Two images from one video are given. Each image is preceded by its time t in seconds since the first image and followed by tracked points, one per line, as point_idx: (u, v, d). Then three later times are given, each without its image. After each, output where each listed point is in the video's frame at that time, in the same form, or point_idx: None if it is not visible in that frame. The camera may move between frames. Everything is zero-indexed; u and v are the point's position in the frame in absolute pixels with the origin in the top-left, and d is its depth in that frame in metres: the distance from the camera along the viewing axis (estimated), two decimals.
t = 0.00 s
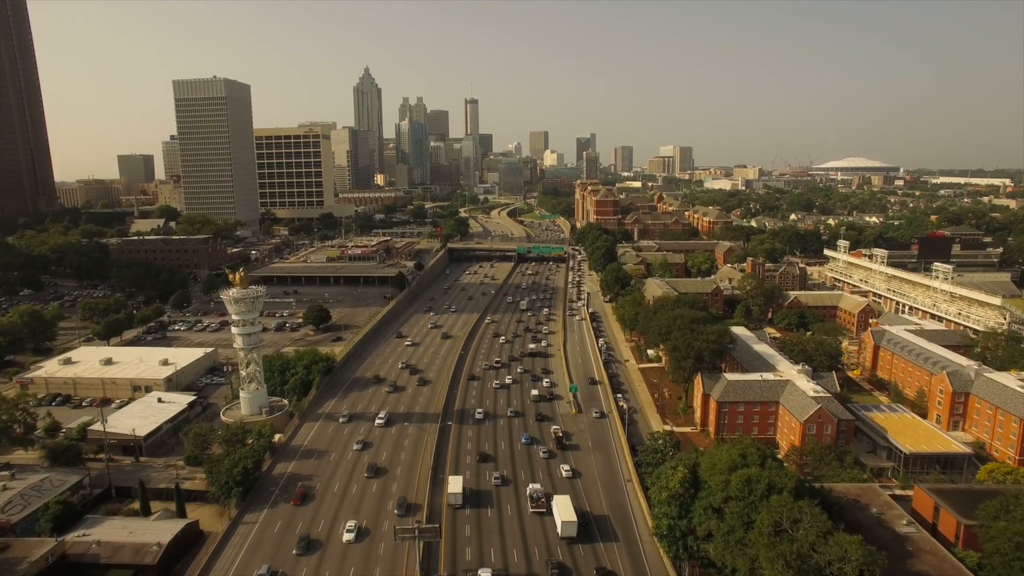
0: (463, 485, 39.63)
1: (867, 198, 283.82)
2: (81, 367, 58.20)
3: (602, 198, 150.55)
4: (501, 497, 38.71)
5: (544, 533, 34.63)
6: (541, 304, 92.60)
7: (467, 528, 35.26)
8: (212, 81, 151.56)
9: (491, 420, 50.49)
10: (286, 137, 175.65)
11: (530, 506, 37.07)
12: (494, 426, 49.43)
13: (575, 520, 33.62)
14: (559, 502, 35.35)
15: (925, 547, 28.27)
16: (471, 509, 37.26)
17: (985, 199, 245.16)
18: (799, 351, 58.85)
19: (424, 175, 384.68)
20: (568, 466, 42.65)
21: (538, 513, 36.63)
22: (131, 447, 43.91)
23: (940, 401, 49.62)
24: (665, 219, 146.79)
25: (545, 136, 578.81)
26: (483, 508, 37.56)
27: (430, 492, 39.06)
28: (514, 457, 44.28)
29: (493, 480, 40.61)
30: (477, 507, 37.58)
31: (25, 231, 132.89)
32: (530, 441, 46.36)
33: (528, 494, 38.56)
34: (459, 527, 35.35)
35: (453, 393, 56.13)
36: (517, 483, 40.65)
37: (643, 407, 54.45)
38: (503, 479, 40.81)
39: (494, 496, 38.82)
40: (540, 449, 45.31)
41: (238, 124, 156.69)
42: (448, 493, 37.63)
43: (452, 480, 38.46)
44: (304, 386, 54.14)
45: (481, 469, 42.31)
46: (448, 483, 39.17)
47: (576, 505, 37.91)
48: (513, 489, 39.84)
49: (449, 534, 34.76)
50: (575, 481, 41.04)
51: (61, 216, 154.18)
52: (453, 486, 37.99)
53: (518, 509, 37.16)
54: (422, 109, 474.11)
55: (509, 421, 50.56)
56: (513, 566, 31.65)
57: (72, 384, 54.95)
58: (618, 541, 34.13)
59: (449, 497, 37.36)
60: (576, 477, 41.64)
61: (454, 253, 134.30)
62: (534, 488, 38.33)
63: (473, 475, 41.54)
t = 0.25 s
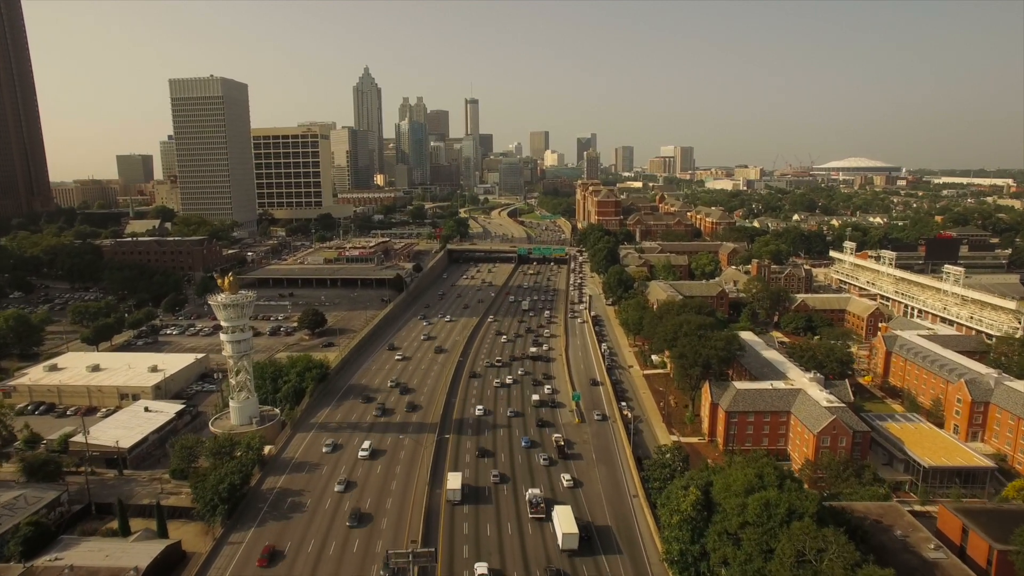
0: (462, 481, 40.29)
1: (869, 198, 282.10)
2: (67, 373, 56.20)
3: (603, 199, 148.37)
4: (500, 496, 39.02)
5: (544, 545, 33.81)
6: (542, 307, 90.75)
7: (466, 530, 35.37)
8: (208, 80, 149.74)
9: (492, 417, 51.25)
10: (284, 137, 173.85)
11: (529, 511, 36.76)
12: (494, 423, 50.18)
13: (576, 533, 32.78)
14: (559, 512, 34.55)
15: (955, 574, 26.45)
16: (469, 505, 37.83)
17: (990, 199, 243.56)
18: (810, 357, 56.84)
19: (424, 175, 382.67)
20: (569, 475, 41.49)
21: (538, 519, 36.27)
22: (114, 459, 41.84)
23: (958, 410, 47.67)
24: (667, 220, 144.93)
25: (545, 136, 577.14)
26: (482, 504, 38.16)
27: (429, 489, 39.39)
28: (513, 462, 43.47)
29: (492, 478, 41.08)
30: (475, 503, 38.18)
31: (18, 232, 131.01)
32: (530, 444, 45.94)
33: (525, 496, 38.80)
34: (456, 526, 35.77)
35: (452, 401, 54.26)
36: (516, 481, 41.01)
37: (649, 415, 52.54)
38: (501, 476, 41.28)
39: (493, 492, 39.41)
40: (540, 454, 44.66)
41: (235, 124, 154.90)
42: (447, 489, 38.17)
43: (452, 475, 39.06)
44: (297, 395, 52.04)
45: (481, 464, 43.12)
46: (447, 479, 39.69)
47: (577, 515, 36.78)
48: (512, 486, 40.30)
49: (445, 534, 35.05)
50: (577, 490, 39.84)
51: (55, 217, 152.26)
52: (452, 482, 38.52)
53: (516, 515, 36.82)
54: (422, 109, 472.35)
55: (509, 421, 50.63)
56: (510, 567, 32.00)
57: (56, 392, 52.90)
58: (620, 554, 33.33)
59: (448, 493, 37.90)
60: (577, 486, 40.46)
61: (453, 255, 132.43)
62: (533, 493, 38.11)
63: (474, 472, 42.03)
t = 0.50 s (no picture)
0: (461, 479, 40.68)
1: (872, 198, 280.84)
2: (51, 380, 54.28)
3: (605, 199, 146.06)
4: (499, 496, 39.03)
5: (545, 558, 32.78)
6: (543, 310, 88.91)
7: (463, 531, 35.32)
8: (204, 80, 147.90)
9: (492, 413, 52.16)
10: (282, 137, 172.11)
11: (529, 518, 35.99)
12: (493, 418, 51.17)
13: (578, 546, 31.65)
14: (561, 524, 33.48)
15: None
16: (467, 501, 38.26)
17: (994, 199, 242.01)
18: (820, 364, 54.79)
19: (424, 175, 380.97)
20: (569, 485, 40.21)
21: (537, 525, 35.72)
22: (94, 472, 39.90)
23: (977, 421, 45.73)
24: (669, 221, 143.14)
25: (546, 136, 576.01)
26: (480, 499, 38.70)
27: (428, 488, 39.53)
28: (514, 469, 42.54)
29: (490, 476, 41.41)
30: (474, 499, 38.64)
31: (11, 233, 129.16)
32: (529, 447, 45.50)
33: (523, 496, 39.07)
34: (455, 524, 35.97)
35: (450, 409, 52.41)
36: (515, 480, 41.14)
37: (654, 425, 50.63)
38: (500, 474, 41.51)
39: (492, 489, 39.86)
40: (540, 461, 43.81)
41: (232, 124, 153.08)
42: (447, 486, 38.63)
43: (450, 473, 39.52)
44: (289, 403, 50.34)
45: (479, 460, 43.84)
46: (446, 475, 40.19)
47: (578, 527, 35.56)
48: (510, 483, 40.67)
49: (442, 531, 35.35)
50: (578, 500, 38.68)
51: (50, 217, 150.37)
52: (451, 479, 38.98)
53: (514, 520, 36.23)
54: (422, 109, 470.73)
55: (509, 421, 50.59)
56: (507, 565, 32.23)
57: (38, 400, 50.93)
58: (624, 568, 32.08)
59: (446, 490, 38.35)
60: (578, 496, 39.22)
61: (453, 256, 130.63)
62: (532, 499, 37.20)
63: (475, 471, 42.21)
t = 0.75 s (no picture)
0: (461, 476, 41.07)
1: (875, 198, 279.00)
2: (34, 388, 52.35)
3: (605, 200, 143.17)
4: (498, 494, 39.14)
5: (543, 564, 32.20)
6: (545, 313, 86.99)
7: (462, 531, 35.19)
8: (201, 79, 146.05)
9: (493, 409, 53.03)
10: (280, 136, 170.14)
11: (529, 524, 35.36)
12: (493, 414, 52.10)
13: (581, 561, 30.28)
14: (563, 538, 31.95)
15: None
16: (467, 497, 38.65)
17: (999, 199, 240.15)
18: (832, 371, 52.78)
19: (424, 175, 378.75)
20: (570, 494, 38.99)
21: (536, 532, 35.06)
22: (73, 488, 37.95)
23: (999, 432, 43.70)
24: (671, 221, 141.20)
25: (546, 136, 574.28)
26: (479, 495, 39.10)
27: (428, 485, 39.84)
28: (514, 477, 41.52)
29: (489, 474, 41.55)
30: (473, 495, 39.04)
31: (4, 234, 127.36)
32: (529, 451, 44.95)
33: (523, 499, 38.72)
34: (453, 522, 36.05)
35: (447, 418, 50.55)
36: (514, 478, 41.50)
37: (660, 436, 48.68)
38: (499, 472, 41.72)
39: (491, 487, 40.15)
40: (541, 468, 42.72)
41: (229, 124, 151.22)
42: (447, 482, 38.95)
43: (450, 470, 39.86)
44: (281, 413, 48.43)
45: (479, 455, 44.49)
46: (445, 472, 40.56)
47: (580, 540, 34.22)
48: (509, 482, 40.86)
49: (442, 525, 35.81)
50: (579, 510, 37.58)
51: (44, 218, 148.54)
52: (450, 475, 39.31)
53: (514, 526, 35.57)
54: (422, 108, 468.88)
55: (510, 422, 50.56)
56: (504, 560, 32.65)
57: (20, 410, 49.00)
58: None
59: (446, 487, 38.70)
60: (578, 506, 38.07)
61: (452, 258, 128.70)
62: (532, 505, 36.66)
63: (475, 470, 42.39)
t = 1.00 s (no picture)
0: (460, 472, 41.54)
1: (878, 198, 277.16)
2: (16, 396, 50.35)
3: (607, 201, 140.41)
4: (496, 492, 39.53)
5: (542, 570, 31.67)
6: (546, 316, 85.02)
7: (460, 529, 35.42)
8: (197, 77, 144.14)
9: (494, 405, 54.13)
10: (277, 136, 168.16)
11: (528, 530, 34.67)
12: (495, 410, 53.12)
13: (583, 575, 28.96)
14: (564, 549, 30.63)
15: None
16: (467, 494, 39.14)
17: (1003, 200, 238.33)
18: (845, 379, 50.66)
19: (424, 176, 377.01)
20: (570, 504, 37.90)
21: (535, 538, 34.41)
22: (49, 505, 35.98)
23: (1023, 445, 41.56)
24: (674, 222, 139.26)
25: (547, 136, 572.73)
26: (479, 492, 39.59)
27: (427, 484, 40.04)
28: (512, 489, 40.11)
29: (489, 473, 41.74)
30: (473, 491, 39.53)
31: None
32: (530, 455, 44.42)
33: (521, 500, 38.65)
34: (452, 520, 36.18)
35: (445, 429, 48.54)
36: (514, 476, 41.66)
37: (667, 447, 46.74)
38: (499, 471, 41.95)
39: (491, 484, 40.54)
40: (541, 478, 41.58)
41: (225, 123, 149.31)
42: (447, 479, 39.46)
43: (450, 466, 40.33)
44: (271, 424, 46.48)
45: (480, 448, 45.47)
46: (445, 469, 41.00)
47: (583, 553, 32.96)
48: (509, 481, 41.14)
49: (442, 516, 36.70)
50: (579, 521, 36.34)
51: (39, 219, 146.68)
52: (451, 472, 39.79)
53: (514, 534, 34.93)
54: (422, 108, 467.16)
55: (510, 421, 50.76)
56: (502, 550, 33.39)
57: None
58: None
59: (446, 483, 39.20)
60: (577, 516, 36.92)
61: (452, 259, 126.77)
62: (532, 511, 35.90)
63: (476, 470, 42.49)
